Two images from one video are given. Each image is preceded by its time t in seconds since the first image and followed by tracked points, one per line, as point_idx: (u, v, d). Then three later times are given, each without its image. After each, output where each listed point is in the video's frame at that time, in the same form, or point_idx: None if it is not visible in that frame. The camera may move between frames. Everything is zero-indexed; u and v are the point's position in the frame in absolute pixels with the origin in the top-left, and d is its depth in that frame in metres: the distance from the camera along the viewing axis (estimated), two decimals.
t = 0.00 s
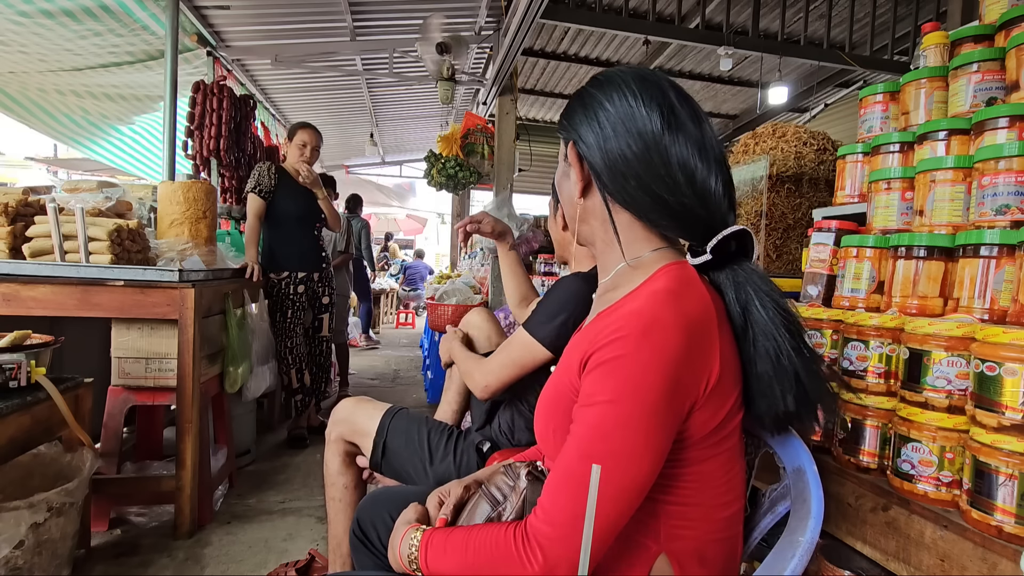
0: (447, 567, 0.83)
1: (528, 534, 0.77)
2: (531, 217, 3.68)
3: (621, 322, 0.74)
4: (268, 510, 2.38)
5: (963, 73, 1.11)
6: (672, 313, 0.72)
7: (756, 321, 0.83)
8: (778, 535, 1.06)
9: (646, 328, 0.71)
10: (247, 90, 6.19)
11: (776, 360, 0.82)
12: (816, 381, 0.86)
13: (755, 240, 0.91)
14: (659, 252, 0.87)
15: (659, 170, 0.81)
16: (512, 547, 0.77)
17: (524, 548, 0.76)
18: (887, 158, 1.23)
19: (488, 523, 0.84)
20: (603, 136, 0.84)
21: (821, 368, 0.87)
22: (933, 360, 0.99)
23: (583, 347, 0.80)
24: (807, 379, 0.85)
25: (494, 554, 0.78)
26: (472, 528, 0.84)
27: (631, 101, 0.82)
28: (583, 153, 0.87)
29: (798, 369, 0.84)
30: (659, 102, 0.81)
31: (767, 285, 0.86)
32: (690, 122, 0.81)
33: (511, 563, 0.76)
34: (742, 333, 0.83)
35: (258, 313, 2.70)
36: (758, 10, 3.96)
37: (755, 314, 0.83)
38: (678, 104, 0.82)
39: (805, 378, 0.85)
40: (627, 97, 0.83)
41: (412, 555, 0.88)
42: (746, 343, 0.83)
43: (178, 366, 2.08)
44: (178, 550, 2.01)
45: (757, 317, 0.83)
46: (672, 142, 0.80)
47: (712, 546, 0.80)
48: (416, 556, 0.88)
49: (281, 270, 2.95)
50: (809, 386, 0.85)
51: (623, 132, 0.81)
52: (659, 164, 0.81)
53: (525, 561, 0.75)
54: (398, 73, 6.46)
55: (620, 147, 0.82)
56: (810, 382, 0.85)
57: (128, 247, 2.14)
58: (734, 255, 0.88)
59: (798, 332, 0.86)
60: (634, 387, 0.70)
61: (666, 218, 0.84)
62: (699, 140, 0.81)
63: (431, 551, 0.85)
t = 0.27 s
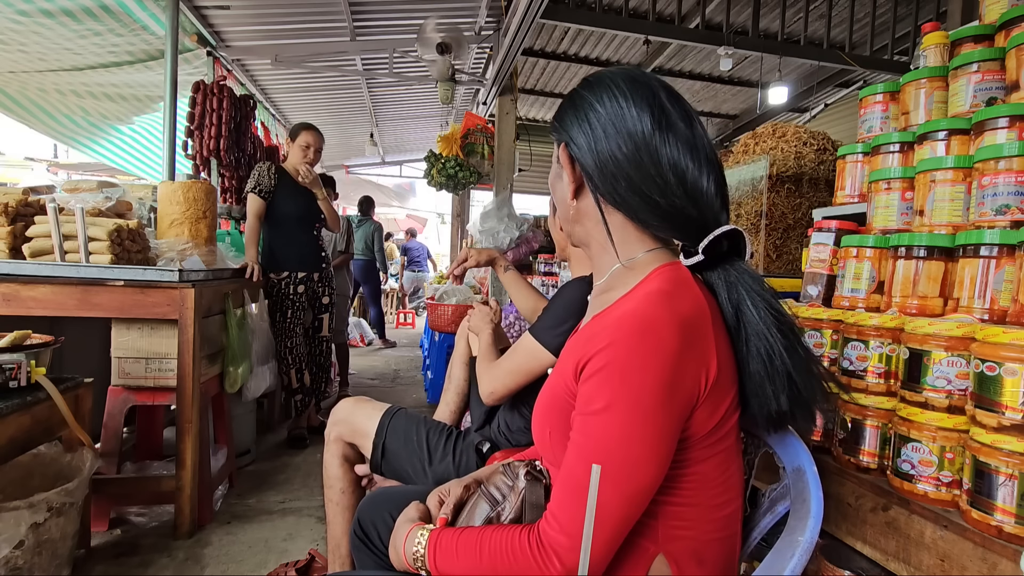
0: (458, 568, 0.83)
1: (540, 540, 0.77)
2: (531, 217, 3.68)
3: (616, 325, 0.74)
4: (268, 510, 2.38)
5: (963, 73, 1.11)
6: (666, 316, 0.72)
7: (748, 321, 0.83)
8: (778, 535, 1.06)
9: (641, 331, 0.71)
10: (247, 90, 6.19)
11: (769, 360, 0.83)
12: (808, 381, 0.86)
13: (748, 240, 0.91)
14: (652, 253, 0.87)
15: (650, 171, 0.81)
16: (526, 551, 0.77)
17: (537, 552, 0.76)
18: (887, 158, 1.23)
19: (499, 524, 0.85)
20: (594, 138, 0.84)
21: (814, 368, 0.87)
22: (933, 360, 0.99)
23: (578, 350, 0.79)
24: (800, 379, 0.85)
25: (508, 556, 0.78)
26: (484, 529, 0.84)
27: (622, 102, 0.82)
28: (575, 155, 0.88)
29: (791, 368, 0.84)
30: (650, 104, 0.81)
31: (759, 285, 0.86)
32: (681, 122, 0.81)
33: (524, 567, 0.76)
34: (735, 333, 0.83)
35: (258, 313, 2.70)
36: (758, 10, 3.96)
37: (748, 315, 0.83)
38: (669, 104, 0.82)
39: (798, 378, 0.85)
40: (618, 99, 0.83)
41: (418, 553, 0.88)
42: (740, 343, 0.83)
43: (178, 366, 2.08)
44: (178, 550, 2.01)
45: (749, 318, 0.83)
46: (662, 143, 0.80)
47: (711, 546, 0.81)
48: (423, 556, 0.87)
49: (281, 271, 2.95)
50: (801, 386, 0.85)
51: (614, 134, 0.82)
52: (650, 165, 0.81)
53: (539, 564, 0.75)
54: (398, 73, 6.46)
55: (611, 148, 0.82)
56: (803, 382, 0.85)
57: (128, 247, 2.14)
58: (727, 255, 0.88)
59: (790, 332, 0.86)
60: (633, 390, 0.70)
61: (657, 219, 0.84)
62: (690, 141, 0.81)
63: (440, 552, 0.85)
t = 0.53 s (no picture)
0: (457, 568, 0.83)
1: (538, 538, 0.77)
2: (532, 217, 3.69)
3: (614, 324, 0.74)
4: (268, 510, 2.38)
5: (962, 73, 1.11)
6: (664, 315, 0.72)
7: (746, 321, 0.83)
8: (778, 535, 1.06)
9: (640, 329, 0.71)
10: (247, 90, 6.19)
11: (768, 359, 0.83)
12: (806, 380, 0.86)
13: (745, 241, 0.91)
14: (649, 254, 0.87)
15: (648, 172, 0.81)
16: (524, 550, 0.77)
17: (535, 551, 0.76)
18: (887, 158, 1.23)
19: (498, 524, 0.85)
20: (592, 139, 0.84)
21: (811, 368, 0.88)
22: (933, 360, 0.99)
23: (577, 349, 0.79)
24: (798, 379, 0.85)
25: (506, 556, 0.78)
26: (483, 529, 0.84)
27: (620, 103, 0.82)
28: (573, 156, 0.87)
29: (789, 367, 0.85)
30: (648, 105, 0.81)
31: (757, 285, 0.86)
32: (679, 125, 0.81)
33: (522, 566, 0.76)
34: (733, 332, 0.83)
35: (258, 313, 2.70)
36: (758, 10, 3.96)
37: (745, 315, 0.83)
38: (666, 106, 0.82)
39: (796, 378, 0.85)
40: (616, 100, 0.83)
41: (417, 554, 0.88)
42: (738, 343, 0.83)
43: (177, 366, 2.07)
44: (178, 550, 2.01)
45: (747, 318, 0.83)
46: (660, 144, 0.80)
47: (710, 544, 0.80)
48: (421, 556, 0.87)
49: (281, 271, 2.95)
50: (799, 385, 0.85)
51: (613, 135, 0.82)
52: (649, 166, 0.81)
53: (538, 563, 0.75)
54: (398, 73, 6.46)
55: (609, 149, 0.82)
56: (801, 382, 0.86)
57: (128, 247, 2.14)
58: (724, 256, 0.88)
59: (788, 332, 0.86)
60: (632, 389, 0.70)
61: (655, 220, 0.84)
62: (688, 143, 0.81)
63: (438, 552, 0.85)
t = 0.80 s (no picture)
0: (458, 567, 0.83)
1: (539, 535, 0.77)
2: (532, 217, 3.69)
3: (614, 322, 0.74)
4: (268, 510, 2.38)
5: (962, 73, 1.11)
6: (664, 312, 0.73)
7: (747, 322, 0.83)
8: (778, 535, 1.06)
9: (639, 327, 0.71)
10: (247, 90, 6.19)
11: (769, 359, 0.83)
12: (806, 381, 0.86)
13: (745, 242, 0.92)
14: (649, 253, 0.87)
15: (650, 173, 0.81)
16: (524, 548, 0.77)
17: (536, 549, 0.76)
18: (887, 158, 1.23)
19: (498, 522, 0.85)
20: (595, 138, 0.83)
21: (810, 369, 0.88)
22: (933, 360, 0.99)
23: (577, 348, 0.80)
24: (798, 379, 0.86)
25: (507, 554, 0.78)
26: (484, 528, 0.84)
27: (624, 103, 0.82)
28: (575, 154, 0.87)
29: (789, 368, 0.85)
30: (652, 105, 0.81)
31: (757, 286, 0.87)
32: (682, 126, 0.81)
33: (523, 564, 0.76)
34: (735, 332, 0.83)
35: (258, 313, 2.70)
36: (758, 10, 3.96)
37: (746, 315, 0.83)
38: (670, 106, 0.82)
39: (796, 378, 0.85)
40: (620, 99, 0.82)
41: (418, 553, 0.88)
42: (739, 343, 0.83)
43: (177, 366, 2.07)
44: (178, 550, 2.01)
45: (748, 318, 0.83)
46: (663, 145, 0.80)
47: (709, 542, 0.80)
48: (422, 555, 0.87)
49: (281, 271, 2.96)
50: (800, 386, 0.86)
51: (616, 134, 0.82)
52: (651, 167, 0.81)
53: (538, 561, 0.75)
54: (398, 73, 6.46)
55: (612, 148, 0.82)
56: (801, 382, 0.86)
57: (128, 247, 2.14)
58: (725, 257, 0.88)
59: (788, 333, 0.86)
60: (632, 386, 0.70)
61: (656, 221, 0.84)
62: (690, 145, 0.81)
63: (439, 551, 0.85)
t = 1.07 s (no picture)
0: (460, 566, 0.82)
1: (540, 533, 0.77)
2: (532, 217, 3.69)
3: (617, 320, 0.74)
4: (268, 510, 2.38)
5: (962, 73, 1.11)
6: (667, 311, 0.73)
7: (751, 323, 0.83)
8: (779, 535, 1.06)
9: (642, 325, 0.71)
10: (247, 89, 6.19)
11: (772, 359, 0.83)
12: (808, 382, 0.87)
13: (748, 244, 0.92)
14: (652, 252, 0.88)
15: (655, 174, 0.81)
16: (526, 546, 0.77)
17: (537, 547, 0.76)
18: (887, 158, 1.23)
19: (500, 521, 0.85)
20: (601, 137, 0.83)
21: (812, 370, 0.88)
22: (933, 360, 0.99)
23: (579, 346, 0.80)
24: (801, 380, 0.86)
25: (508, 553, 0.78)
26: (485, 526, 0.83)
27: (630, 103, 0.82)
28: (580, 153, 0.87)
29: (792, 368, 0.85)
30: (658, 106, 0.81)
31: (761, 288, 0.87)
32: (687, 129, 0.82)
33: (524, 563, 0.76)
34: (738, 332, 0.83)
35: (259, 313, 2.70)
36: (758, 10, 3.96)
37: (750, 316, 0.83)
38: (676, 108, 0.82)
39: (799, 380, 0.85)
40: (627, 99, 0.82)
41: (419, 552, 0.88)
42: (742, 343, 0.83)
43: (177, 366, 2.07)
44: (178, 550, 2.01)
45: (752, 319, 0.83)
46: (669, 147, 0.80)
47: (710, 541, 0.80)
48: (423, 554, 0.87)
49: (282, 270, 2.96)
50: (802, 387, 0.86)
51: (622, 134, 0.82)
52: (657, 168, 0.81)
53: (540, 559, 0.75)
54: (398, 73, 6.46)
55: (618, 148, 0.82)
56: (803, 383, 0.86)
57: (128, 247, 2.14)
58: (729, 258, 0.88)
59: (791, 335, 0.86)
60: (635, 384, 0.70)
61: (660, 222, 0.84)
62: (695, 147, 0.81)
63: (441, 550, 0.85)
